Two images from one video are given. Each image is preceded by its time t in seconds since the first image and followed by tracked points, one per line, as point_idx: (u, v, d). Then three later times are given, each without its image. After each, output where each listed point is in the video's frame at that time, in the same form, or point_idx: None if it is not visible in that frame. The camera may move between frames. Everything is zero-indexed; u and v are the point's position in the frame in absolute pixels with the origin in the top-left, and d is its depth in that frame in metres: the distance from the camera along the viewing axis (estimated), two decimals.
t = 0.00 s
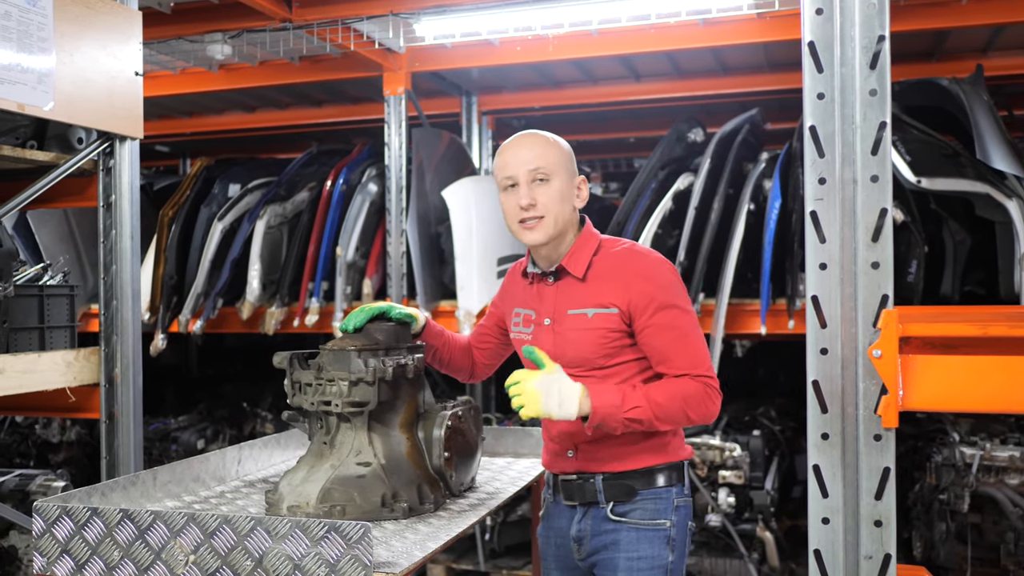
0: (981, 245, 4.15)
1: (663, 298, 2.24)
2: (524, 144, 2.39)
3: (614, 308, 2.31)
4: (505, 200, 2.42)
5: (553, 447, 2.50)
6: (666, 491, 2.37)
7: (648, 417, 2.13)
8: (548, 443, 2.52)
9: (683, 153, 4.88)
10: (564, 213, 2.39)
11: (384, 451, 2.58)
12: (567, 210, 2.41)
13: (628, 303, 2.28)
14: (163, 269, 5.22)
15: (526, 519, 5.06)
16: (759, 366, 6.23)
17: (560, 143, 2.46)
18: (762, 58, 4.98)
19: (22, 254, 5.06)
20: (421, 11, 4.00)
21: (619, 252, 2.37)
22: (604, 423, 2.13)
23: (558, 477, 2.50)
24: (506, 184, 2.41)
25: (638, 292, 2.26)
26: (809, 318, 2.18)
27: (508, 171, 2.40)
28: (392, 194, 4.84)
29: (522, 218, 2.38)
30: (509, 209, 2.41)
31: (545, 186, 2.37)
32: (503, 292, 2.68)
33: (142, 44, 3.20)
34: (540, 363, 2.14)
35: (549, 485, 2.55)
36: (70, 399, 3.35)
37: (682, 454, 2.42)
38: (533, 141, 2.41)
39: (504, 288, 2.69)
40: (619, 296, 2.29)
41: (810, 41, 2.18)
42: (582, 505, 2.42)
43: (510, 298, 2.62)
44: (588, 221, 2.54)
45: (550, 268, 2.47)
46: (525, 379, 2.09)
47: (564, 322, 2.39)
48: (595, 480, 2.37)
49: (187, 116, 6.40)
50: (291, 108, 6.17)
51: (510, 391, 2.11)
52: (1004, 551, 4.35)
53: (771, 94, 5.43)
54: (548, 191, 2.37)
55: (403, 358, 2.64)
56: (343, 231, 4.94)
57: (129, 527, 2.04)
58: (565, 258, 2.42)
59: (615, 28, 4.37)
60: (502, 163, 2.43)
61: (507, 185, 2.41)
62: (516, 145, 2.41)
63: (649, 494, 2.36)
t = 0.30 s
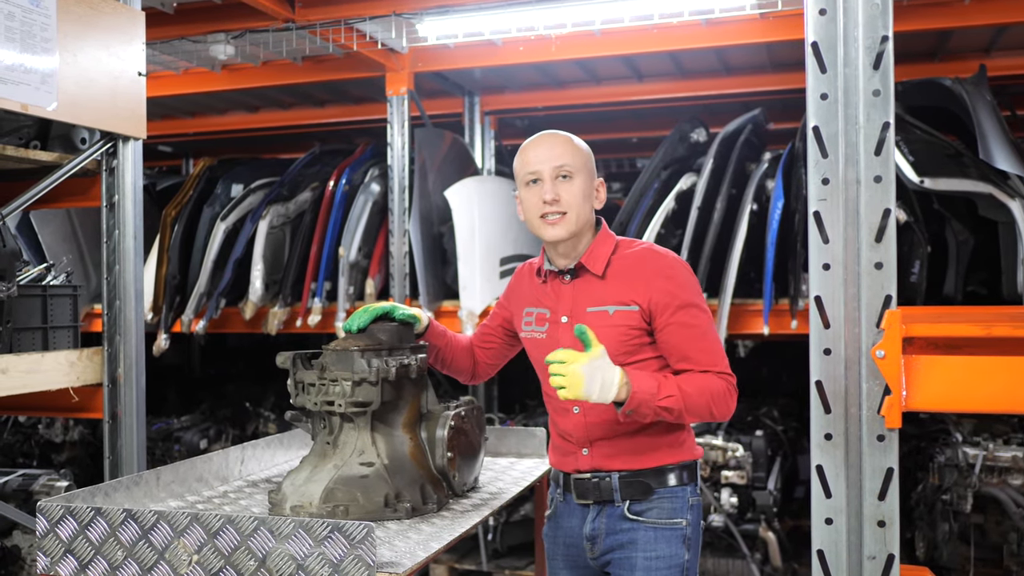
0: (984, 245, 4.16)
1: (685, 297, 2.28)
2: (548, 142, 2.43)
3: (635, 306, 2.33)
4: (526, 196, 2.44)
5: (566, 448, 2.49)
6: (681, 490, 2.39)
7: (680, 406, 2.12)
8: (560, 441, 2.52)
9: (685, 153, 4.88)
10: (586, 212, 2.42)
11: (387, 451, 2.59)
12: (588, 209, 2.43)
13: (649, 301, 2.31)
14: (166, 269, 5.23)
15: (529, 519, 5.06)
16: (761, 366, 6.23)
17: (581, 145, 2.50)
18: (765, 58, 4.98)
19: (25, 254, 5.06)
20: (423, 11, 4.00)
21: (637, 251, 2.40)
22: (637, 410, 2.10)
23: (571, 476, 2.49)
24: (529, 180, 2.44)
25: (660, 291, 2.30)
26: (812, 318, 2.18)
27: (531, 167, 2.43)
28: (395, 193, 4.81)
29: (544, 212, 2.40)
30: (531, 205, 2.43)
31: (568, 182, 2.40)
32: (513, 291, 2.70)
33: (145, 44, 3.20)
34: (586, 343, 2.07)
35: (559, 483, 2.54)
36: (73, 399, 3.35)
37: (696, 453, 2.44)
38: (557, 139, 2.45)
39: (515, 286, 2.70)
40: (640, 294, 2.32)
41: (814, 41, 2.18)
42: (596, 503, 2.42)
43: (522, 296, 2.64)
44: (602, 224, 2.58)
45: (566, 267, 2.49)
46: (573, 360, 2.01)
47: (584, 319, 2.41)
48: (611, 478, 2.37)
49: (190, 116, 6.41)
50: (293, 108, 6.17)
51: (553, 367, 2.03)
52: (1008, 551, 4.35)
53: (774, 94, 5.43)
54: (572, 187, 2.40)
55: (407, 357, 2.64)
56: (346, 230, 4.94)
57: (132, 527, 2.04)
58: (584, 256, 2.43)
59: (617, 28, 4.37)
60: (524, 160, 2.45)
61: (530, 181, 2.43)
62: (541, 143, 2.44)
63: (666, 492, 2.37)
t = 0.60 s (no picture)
0: (986, 246, 4.09)
1: (691, 295, 2.29)
2: (552, 140, 2.44)
3: (642, 305, 2.35)
4: (530, 195, 2.44)
5: (574, 449, 2.49)
6: (691, 489, 2.38)
7: (693, 392, 2.11)
8: (567, 441, 2.53)
9: (688, 153, 4.88)
10: (590, 210, 2.42)
11: (389, 452, 2.59)
12: (592, 208, 2.44)
13: (655, 299, 2.32)
14: (169, 269, 5.24)
15: (530, 520, 5.07)
16: (764, 367, 6.22)
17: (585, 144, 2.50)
18: (767, 58, 4.97)
19: (28, 254, 5.07)
20: (426, 12, 4.01)
21: (642, 250, 2.41)
22: (651, 392, 2.09)
23: (579, 476, 2.48)
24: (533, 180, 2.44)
25: (666, 289, 2.31)
26: (815, 319, 2.18)
27: (536, 166, 2.43)
28: (397, 194, 4.82)
29: (548, 211, 2.40)
30: (535, 204, 2.42)
31: (572, 181, 2.40)
32: (518, 294, 2.71)
33: (147, 45, 3.21)
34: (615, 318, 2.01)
35: (567, 484, 2.54)
36: (75, 399, 3.35)
37: (704, 452, 2.44)
38: (561, 139, 2.45)
39: (520, 289, 2.71)
40: (645, 293, 2.34)
41: (817, 42, 2.19)
42: (605, 503, 2.42)
43: (528, 297, 2.64)
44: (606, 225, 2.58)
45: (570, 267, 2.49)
46: (595, 335, 1.98)
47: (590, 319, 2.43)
48: (620, 478, 2.37)
49: (192, 117, 6.41)
50: (296, 108, 6.17)
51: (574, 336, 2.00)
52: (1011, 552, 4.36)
53: (776, 94, 5.43)
54: (576, 186, 2.40)
55: (408, 358, 2.65)
56: (348, 231, 4.95)
57: (135, 527, 2.05)
58: (588, 255, 2.44)
59: (620, 29, 4.37)
60: (528, 159, 2.46)
61: (534, 180, 2.43)
62: (544, 142, 2.44)
63: (676, 492, 2.36)
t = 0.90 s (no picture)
0: (988, 245, 4.09)
1: (699, 293, 2.27)
2: (559, 135, 2.43)
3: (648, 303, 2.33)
4: (538, 191, 2.43)
5: (579, 450, 2.49)
6: (695, 495, 2.37)
7: (702, 386, 2.08)
8: (571, 443, 2.53)
9: (689, 153, 4.89)
10: (598, 206, 2.41)
11: (390, 452, 2.59)
12: (601, 205, 2.43)
13: (662, 298, 2.31)
14: (170, 269, 5.24)
15: (531, 520, 5.07)
16: (765, 367, 6.22)
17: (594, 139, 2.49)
18: (769, 58, 4.97)
19: (29, 254, 5.07)
20: (427, 12, 4.01)
21: (651, 249, 2.41)
22: (659, 378, 2.05)
23: (582, 479, 2.48)
24: (541, 175, 2.43)
25: (673, 288, 2.30)
26: (816, 319, 2.18)
27: (544, 161, 2.43)
28: (398, 194, 4.84)
29: (556, 208, 2.40)
30: (544, 200, 2.42)
31: (581, 177, 2.40)
32: (526, 293, 2.72)
33: (149, 45, 3.21)
34: (630, 300, 2.00)
35: (570, 487, 2.54)
36: (77, 400, 3.35)
37: (710, 458, 2.43)
38: (568, 133, 2.45)
39: (528, 287, 2.72)
40: (652, 292, 2.33)
41: (818, 42, 2.19)
42: (608, 509, 2.41)
43: (535, 297, 2.65)
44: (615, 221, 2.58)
45: (579, 263, 2.50)
46: (605, 312, 1.97)
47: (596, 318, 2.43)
48: (624, 482, 2.36)
49: (194, 117, 6.41)
50: (297, 108, 6.17)
51: (583, 312, 1.99)
52: (1012, 552, 4.36)
53: (777, 95, 5.43)
54: (585, 182, 2.40)
55: (410, 358, 2.65)
56: (350, 231, 4.95)
57: (136, 527, 2.05)
58: (598, 254, 2.45)
59: (621, 29, 4.37)
60: (536, 155, 2.45)
61: (542, 176, 2.43)
62: (552, 137, 2.44)
63: (680, 499, 2.36)
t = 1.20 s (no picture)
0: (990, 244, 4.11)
1: (718, 301, 2.25)
2: (570, 135, 2.36)
3: (662, 309, 2.31)
4: (549, 195, 2.38)
5: (584, 453, 2.47)
6: (701, 505, 2.37)
7: (712, 420, 2.08)
8: (578, 446, 2.51)
9: (690, 153, 4.89)
10: (610, 212, 2.35)
11: (391, 452, 2.59)
12: (614, 207, 2.36)
13: (677, 305, 2.28)
14: (171, 269, 5.24)
15: (533, 520, 5.07)
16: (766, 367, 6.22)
17: (609, 135, 2.40)
18: (770, 58, 4.97)
19: (30, 254, 5.07)
20: (428, 12, 4.01)
21: (668, 250, 2.37)
22: (668, 421, 2.06)
23: (588, 483, 2.46)
24: (551, 179, 2.38)
25: (689, 294, 2.27)
26: (816, 319, 2.18)
27: (554, 165, 2.36)
28: (400, 194, 4.83)
29: (566, 215, 2.34)
30: (554, 205, 2.37)
31: (591, 181, 2.33)
32: (540, 288, 2.68)
33: (150, 44, 3.22)
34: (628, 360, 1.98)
35: (576, 491, 2.52)
36: (78, 400, 3.35)
37: (719, 465, 2.43)
38: (581, 132, 2.37)
39: (542, 279, 2.69)
40: (667, 297, 2.30)
41: (818, 42, 2.18)
42: (613, 516, 2.40)
43: (547, 293, 2.62)
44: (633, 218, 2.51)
45: (593, 265, 2.45)
46: (604, 380, 1.95)
47: (607, 320, 2.39)
48: (628, 490, 2.35)
49: (195, 117, 6.42)
50: (298, 108, 6.17)
51: (582, 383, 1.97)
52: (1013, 551, 4.36)
53: (778, 94, 5.43)
54: (595, 187, 2.33)
55: (410, 358, 2.65)
56: (351, 231, 4.95)
57: (136, 527, 2.05)
58: (610, 256, 2.39)
59: (622, 29, 4.37)
60: (547, 155, 2.39)
61: (553, 179, 2.37)
62: (563, 137, 2.36)
63: (686, 508, 2.36)
